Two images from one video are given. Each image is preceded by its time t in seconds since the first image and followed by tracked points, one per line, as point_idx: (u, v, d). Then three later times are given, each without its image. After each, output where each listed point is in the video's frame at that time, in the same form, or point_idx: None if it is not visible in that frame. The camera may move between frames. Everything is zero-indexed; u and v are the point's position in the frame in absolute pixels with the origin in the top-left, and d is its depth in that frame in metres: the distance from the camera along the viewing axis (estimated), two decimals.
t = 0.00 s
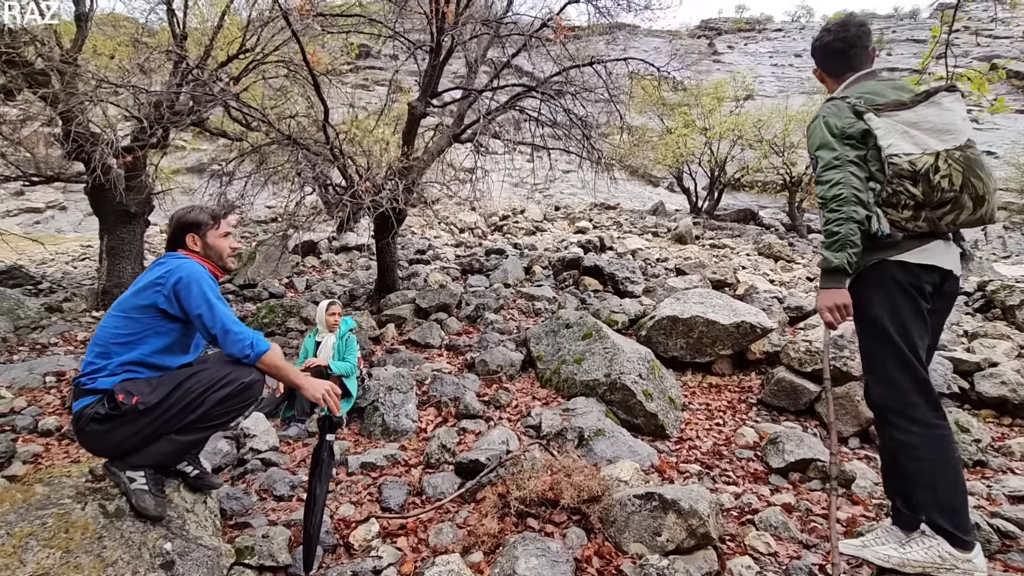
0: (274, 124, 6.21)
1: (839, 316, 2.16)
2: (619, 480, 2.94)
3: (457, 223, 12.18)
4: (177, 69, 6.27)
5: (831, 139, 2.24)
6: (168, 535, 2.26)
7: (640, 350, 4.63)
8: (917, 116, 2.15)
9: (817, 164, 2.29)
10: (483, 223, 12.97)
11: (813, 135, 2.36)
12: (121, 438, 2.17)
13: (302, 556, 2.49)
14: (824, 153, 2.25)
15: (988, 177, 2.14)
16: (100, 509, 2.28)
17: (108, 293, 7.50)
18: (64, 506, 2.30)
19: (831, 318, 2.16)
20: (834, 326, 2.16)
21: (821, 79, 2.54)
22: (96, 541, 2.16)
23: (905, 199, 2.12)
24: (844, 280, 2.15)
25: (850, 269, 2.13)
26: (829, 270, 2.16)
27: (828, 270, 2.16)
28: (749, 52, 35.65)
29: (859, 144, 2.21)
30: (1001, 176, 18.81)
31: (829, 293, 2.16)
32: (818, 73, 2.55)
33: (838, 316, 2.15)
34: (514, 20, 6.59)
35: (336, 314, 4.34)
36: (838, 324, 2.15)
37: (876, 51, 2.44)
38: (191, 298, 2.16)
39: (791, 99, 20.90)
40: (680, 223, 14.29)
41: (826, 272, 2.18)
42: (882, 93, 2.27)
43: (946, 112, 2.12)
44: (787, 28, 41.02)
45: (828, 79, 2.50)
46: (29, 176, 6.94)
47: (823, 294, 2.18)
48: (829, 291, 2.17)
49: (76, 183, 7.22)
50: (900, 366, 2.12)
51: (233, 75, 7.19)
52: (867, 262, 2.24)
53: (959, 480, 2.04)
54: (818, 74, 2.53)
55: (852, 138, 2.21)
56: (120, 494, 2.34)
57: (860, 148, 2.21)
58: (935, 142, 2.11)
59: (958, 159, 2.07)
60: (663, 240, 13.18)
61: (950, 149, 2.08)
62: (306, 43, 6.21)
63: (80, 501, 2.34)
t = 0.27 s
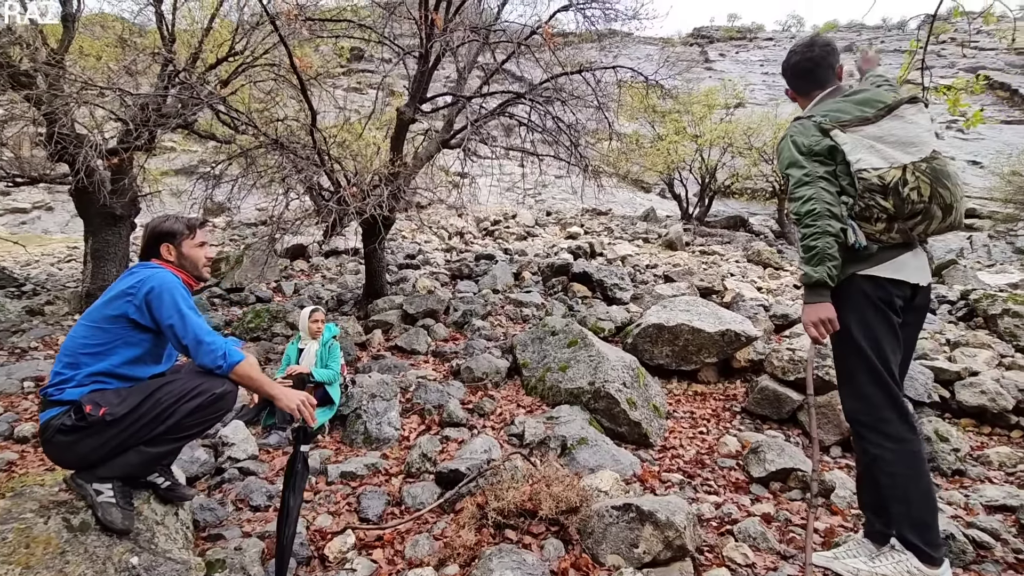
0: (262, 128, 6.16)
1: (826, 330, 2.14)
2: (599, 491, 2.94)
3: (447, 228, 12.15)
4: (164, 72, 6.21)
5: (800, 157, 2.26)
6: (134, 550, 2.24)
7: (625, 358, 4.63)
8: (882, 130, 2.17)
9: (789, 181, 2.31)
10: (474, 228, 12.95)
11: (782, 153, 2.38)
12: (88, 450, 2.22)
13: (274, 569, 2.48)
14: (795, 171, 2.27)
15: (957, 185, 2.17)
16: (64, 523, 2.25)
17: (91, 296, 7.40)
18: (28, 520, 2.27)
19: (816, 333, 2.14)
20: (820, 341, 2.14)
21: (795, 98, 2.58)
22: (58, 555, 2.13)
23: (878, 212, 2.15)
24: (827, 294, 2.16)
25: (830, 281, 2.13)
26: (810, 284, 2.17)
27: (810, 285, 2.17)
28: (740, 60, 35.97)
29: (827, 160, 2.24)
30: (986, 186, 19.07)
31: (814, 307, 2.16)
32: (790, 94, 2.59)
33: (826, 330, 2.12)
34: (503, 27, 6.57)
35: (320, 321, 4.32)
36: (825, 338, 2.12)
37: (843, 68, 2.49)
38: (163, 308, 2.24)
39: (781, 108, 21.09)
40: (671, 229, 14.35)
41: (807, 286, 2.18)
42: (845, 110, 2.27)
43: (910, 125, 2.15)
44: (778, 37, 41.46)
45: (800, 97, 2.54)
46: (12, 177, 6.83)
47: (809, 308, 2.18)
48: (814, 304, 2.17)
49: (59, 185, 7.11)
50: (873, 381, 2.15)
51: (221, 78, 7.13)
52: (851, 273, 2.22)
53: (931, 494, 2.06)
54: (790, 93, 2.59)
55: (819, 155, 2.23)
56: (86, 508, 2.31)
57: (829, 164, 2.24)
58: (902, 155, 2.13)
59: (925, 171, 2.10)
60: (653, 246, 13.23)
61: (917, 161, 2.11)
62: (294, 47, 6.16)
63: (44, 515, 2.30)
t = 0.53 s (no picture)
0: (245, 131, 6.06)
1: (801, 343, 2.17)
2: (580, 501, 2.93)
3: (433, 233, 12.10)
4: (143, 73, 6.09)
5: (776, 171, 2.30)
6: (97, 568, 2.17)
7: (609, 365, 4.63)
8: (856, 143, 2.20)
9: (766, 193, 2.34)
10: (461, 232, 12.90)
11: (760, 167, 2.41)
12: (49, 465, 2.14)
13: None
14: (772, 183, 2.30)
15: (932, 199, 2.18)
16: (22, 541, 2.17)
17: (66, 299, 7.22)
18: None
19: (792, 346, 2.17)
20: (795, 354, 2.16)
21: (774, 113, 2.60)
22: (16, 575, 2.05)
23: (852, 225, 2.18)
24: (802, 307, 2.18)
25: (805, 294, 2.15)
26: (784, 296, 2.19)
27: (786, 297, 2.18)
28: (724, 69, 36.48)
29: (804, 173, 2.27)
30: (962, 196, 19.52)
31: (790, 319, 2.18)
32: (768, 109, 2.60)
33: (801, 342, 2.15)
34: (489, 34, 6.56)
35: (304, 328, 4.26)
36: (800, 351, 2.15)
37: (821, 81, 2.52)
38: (133, 318, 2.20)
39: (764, 117, 21.39)
40: (656, 236, 14.45)
41: (784, 299, 2.20)
42: (821, 122, 2.30)
43: (883, 137, 2.18)
44: (761, 47, 42.11)
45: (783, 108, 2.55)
46: None
47: (785, 319, 2.20)
48: (790, 317, 2.19)
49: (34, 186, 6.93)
50: (846, 395, 2.17)
51: (203, 79, 7.02)
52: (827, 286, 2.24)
53: (902, 508, 2.08)
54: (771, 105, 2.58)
55: (795, 168, 2.26)
56: (46, 525, 2.22)
57: (805, 177, 2.27)
58: (875, 168, 2.16)
59: (897, 185, 2.12)
60: (639, 252, 13.30)
61: (889, 175, 2.13)
62: (277, 50, 6.09)
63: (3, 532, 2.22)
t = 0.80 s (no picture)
0: (230, 130, 5.97)
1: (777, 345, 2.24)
2: (568, 504, 2.92)
3: (421, 234, 12.05)
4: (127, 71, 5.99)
5: (776, 170, 2.29)
6: None
7: (597, 368, 4.63)
8: (858, 148, 2.22)
9: (761, 193, 2.34)
10: (449, 234, 12.86)
11: (757, 165, 2.40)
12: (23, 472, 2.08)
13: None
14: (767, 183, 2.30)
15: (921, 212, 2.23)
16: None
17: (44, 300, 7.05)
18: None
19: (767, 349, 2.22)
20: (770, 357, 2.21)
21: (778, 102, 2.52)
22: None
23: (846, 230, 2.20)
24: (781, 311, 2.24)
25: (785, 298, 2.20)
26: (768, 298, 2.25)
27: (767, 299, 2.24)
28: (711, 75, 36.87)
29: (803, 175, 2.28)
30: (941, 202, 19.92)
31: (768, 322, 2.25)
32: (774, 96, 2.52)
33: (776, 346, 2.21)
34: (478, 36, 6.56)
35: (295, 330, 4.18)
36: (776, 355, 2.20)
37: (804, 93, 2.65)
38: (111, 320, 2.15)
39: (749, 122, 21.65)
40: (644, 239, 14.53)
41: (764, 301, 2.27)
42: (823, 125, 2.33)
43: (885, 145, 2.20)
44: (747, 54, 42.63)
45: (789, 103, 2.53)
46: None
47: (764, 322, 2.27)
48: (768, 320, 2.26)
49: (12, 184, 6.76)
50: (830, 398, 2.18)
51: (187, 77, 6.91)
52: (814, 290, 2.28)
53: (884, 510, 2.10)
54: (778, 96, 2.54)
55: (795, 170, 2.27)
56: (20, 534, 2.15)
57: (804, 179, 2.28)
58: (873, 175, 2.19)
59: (894, 195, 2.16)
60: (626, 255, 13.36)
61: (887, 184, 2.16)
62: (264, 49, 6.02)
63: None
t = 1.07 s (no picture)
0: (220, 129, 5.91)
1: (770, 335, 2.23)
2: (562, 503, 2.93)
3: (413, 234, 12.02)
4: (115, 68, 5.90)
5: (800, 156, 2.24)
6: None
7: (589, 368, 4.64)
8: (874, 150, 2.27)
9: (778, 178, 2.30)
10: (441, 235, 12.84)
11: (776, 149, 2.34)
12: (12, 473, 2.06)
13: None
14: (788, 169, 2.25)
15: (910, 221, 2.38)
16: None
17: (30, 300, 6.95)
18: None
19: (762, 337, 2.22)
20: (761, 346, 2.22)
21: (790, 92, 2.45)
22: None
23: (858, 227, 2.25)
24: (778, 301, 2.25)
25: (787, 289, 2.22)
26: (769, 288, 2.25)
27: (769, 287, 2.24)
28: (702, 77, 37.06)
29: (824, 166, 2.26)
30: (928, 204, 20.17)
31: (761, 312, 2.25)
32: (789, 85, 2.44)
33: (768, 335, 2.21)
34: (471, 36, 6.55)
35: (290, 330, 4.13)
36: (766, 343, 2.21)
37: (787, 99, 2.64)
38: (102, 318, 2.13)
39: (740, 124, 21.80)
40: (636, 240, 14.58)
41: (766, 289, 2.26)
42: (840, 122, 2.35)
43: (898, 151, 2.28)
44: (737, 56, 42.92)
45: (795, 93, 2.46)
46: None
47: (757, 312, 2.27)
48: (764, 309, 2.26)
49: None
50: (825, 394, 2.21)
51: (177, 75, 6.84)
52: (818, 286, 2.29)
53: (873, 508, 2.13)
54: (791, 81, 2.44)
55: (819, 160, 2.24)
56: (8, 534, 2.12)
57: (824, 171, 2.27)
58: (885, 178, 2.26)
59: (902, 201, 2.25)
60: (618, 256, 13.41)
61: (900, 188, 2.22)
62: (255, 47, 5.97)
63: None
